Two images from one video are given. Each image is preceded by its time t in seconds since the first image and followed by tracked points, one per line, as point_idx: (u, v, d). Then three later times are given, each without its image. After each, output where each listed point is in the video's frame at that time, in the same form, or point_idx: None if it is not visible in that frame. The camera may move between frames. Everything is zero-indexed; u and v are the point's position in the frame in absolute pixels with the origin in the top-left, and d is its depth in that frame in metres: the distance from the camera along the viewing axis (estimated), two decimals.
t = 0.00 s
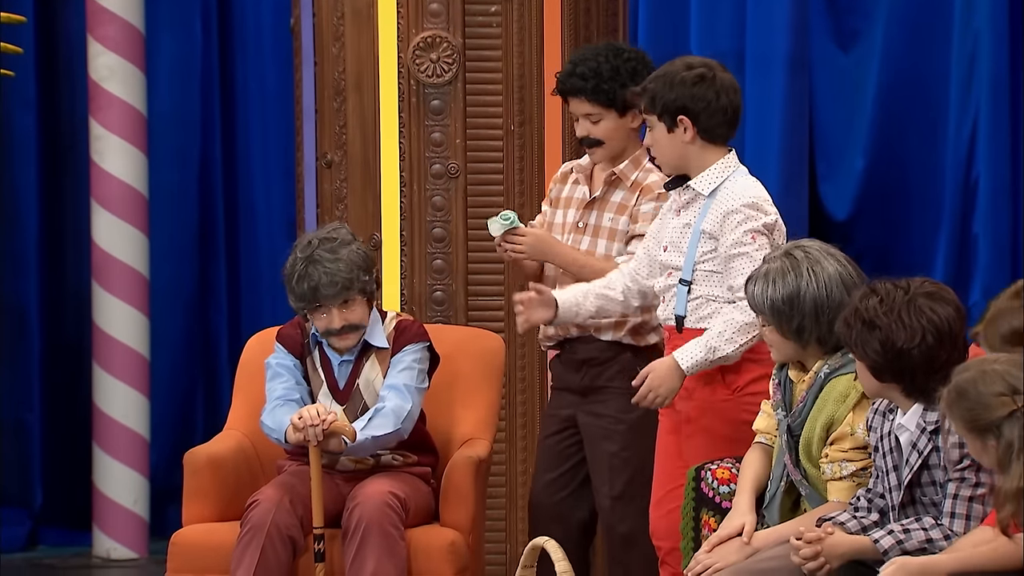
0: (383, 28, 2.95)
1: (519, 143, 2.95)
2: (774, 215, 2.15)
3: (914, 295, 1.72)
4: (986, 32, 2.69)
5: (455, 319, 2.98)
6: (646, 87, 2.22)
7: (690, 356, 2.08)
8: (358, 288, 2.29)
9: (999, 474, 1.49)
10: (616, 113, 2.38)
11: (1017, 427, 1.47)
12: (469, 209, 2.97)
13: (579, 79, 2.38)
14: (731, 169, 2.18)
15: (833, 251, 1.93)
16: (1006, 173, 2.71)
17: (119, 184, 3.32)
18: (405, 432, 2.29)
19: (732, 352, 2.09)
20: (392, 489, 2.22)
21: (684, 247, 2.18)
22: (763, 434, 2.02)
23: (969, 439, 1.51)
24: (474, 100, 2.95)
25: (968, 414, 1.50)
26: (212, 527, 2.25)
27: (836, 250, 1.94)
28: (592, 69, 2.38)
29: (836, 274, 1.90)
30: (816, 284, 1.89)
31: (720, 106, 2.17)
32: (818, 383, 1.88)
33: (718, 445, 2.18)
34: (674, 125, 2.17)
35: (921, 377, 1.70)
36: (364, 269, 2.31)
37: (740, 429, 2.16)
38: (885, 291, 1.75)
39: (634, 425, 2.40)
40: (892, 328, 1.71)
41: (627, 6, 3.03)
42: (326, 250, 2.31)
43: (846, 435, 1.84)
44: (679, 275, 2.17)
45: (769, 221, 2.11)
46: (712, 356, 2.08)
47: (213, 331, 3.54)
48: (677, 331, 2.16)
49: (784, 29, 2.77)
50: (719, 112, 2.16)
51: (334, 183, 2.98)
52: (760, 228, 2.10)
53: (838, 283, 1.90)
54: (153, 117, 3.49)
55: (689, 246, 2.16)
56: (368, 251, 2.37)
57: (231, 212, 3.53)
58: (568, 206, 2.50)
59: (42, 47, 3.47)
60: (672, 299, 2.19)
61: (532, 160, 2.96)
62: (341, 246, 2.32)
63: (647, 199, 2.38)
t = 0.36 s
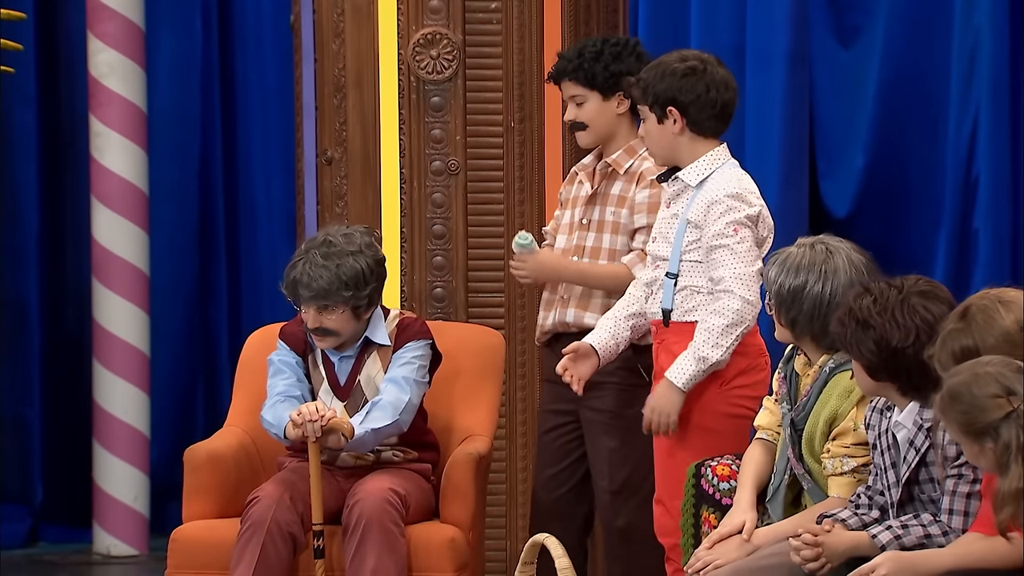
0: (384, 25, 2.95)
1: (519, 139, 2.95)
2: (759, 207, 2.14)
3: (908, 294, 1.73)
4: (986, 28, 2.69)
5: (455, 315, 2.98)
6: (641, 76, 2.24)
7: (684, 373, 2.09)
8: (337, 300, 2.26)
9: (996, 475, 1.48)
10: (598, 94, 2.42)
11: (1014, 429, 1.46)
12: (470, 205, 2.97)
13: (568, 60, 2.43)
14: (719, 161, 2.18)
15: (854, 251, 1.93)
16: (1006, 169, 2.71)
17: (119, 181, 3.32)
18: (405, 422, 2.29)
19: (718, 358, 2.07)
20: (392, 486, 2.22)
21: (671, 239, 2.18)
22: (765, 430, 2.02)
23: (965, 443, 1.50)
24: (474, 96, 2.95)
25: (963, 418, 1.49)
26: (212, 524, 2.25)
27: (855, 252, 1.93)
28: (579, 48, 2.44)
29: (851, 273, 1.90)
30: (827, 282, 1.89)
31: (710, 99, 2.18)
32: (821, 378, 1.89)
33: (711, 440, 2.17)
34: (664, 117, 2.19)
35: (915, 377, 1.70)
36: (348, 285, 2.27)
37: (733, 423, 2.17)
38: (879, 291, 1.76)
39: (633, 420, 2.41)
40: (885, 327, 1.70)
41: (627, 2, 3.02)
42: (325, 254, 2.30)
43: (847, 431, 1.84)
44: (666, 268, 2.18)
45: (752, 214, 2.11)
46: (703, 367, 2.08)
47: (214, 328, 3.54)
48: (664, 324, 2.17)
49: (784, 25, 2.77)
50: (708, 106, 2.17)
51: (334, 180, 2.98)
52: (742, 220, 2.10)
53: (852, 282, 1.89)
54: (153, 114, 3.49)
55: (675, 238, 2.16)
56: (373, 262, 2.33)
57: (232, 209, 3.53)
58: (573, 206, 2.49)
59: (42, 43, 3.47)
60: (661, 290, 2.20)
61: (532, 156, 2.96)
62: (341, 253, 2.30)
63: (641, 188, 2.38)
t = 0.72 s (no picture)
0: (386, 24, 2.96)
1: (520, 139, 2.95)
2: (752, 207, 2.13)
3: (907, 294, 1.73)
4: (987, 26, 2.69)
5: (457, 315, 2.98)
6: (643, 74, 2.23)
7: (694, 394, 2.07)
8: (315, 317, 2.25)
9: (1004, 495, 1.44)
10: (591, 102, 2.41)
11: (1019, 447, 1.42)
12: (471, 205, 2.97)
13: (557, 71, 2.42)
14: (715, 162, 2.18)
15: (851, 256, 1.93)
16: (1007, 169, 2.72)
17: (121, 180, 3.32)
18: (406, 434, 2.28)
19: (722, 368, 2.07)
20: (393, 486, 2.22)
21: (662, 236, 2.19)
22: (766, 430, 2.02)
23: (967, 467, 1.46)
24: (476, 96, 2.95)
25: (964, 442, 1.44)
26: (214, 524, 2.25)
27: (853, 257, 1.93)
28: (568, 56, 2.43)
29: (848, 277, 1.90)
30: (821, 285, 1.89)
31: (711, 97, 2.18)
32: (820, 379, 1.89)
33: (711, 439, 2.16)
34: (666, 113, 2.19)
35: (915, 376, 1.70)
36: (331, 306, 2.24)
37: (733, 421, 2.17)
38: (878, 291, 1.75)
39: (642, 421, 2.38)
40: (885, 327, 1.70)
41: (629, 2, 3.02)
42: (319, 270, 2.28)
43: (847, 431, 1.84)
44: (655, 269, 2.18)
45: (740, 215, 2.11)
46: (711, 381, 2.07)
47: (216, 328, 3.54)
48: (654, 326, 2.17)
49: (786, 25, 2.77)
50: (710, 103, 2.17)
51: (336, 180, 2.99)
52: (730, 221, 2.10)
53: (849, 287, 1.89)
54: (155, 113, 3.49)
55: (666, 235, 2.17)
56: (366, 287, 2.28)
57: (234, 208, 3.53)
58: (572, 208, 2.49)
59: (44, 42, 3.47)
60: (649, 293, 2.19)
61: (534, 156, 2.96)
62: (334, 274, 2.27)
63: (650, 193, 2.37)
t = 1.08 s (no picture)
0: (392, 25, 2.96)
1: (527, 140, 2.95)
2: (761, 216, 2.13)
3: (914, 294, 1.72)
4: (995, 27, 2.67)
5: (463, 316, 2.98)
6: (676, 66, 2.23)
7: (669, 394, 2.12)
8: (340, 355, 2.20)
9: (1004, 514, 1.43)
10: (594, 98, 2.41)
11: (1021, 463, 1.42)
12: (478, 206, 2.97)
13: (561, 68, 2.42)
14: (734, 165, 2.18)
15: (843, 258, 1.92)
16: (1016, 170, 2.70)
17: (128, 181, 3.32)
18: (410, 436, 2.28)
19: (697, 373, 2.09)
20: (399, 487, 2.22)
21: (674, 236, 2.19)
22: (771, 431, 2.02)
23: (971, 480, 1.45)
24: (482, 97, 2.95)
25: (968, 458, 1.44)
26: (220, 524, 2.25)
27: (845, 259, 1.92)
28: (569, 54, 2.44)
29: (841, 279, 1.89)
30: (814, 288, 1.89)
31: (745, 100, 2.18)
32: (820, 380, 1.88)
33: (722, 441, 2.17)
34: (696, 109, 2.19)
35: (922, 376, 1.70)
36: (369, 337, 2.22)
37: (750, 425, 2.18)
38: (884, 291, 1.75)
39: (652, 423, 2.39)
40: (892, 327, 1.70)
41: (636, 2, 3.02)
42: (339, 305, 2.20)
43: (847, 434, 1.83)
44: (664, 272, 2.19)
45: (749, 223, 2.10)
46: (686, 384, 2.10)
47: (222, 328, 3.55)
48: (663, 331, 2.20)
49: (794, 24, 2.78)
50: (742, 106, 2.18)
51: (343, 180, 3.00)
52: (736, 227, 2.09)
53: (843, 289, 1.89)
54: (162, 114, 3.48)
55: (678, 234, 2.17)
56: (383, 306, 2.26)
57: (240, 209, 3.53)
58: (580, 209, 2.49)
59: (51, 44, 3.47)
60: (657, 296, 2.21)
61: (541, 156, 2.96)
62: (356, 309, 2.20)
63: (662, 193, 2.37)
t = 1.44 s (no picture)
0: (393, 25, 2.96)
1: (528, 139, 2.95)
2: (760, 220, 2.10)
3: (921, 292, 1.73)
4: (995, 27, 2.71)
5: (464, 316, 2.98)
6: (671, 75, 2.24)
7: (696, 416, 2.11)
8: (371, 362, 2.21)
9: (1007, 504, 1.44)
10: (594, 91, 2.41)
11: None
12: (479, 205, 2.97)
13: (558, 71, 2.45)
14: (735, 169, 2.18)
15: (843, 259, 1.92)
16: (1017, 169, 2.73)
17: (129, 181, 3.32)
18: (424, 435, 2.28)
19: (717, 388, 2.09)
20: (401, 486, 2.22)
21: (684, 243, 2.22)
22: (773, 430, 2.02)
23: (976, 474, 1.46)
24: (484, 96, 2.95)
25: (975, 453, 1.44)
26: (222, 524, 2.25)
27: (845, 260, 1.92)
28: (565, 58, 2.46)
29: (841, 281, 1.89)
30: (815, 290, 1.88)
31: (745, 100, 2.18)
32: (822, 382, 1.88)
33: (727, 446, 2.19)
34: (697, 116, 2.20)
35: (927, 375, 1.70)
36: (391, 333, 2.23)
37: (749, 431, 2.18)
38: (890, 289, 1.75)
39: (653, 422, 2.40)
40: (898, 324, 1.70)
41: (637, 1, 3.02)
42: (353, 319, 2.18)
43: (850, 434, 1.83)
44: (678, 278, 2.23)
45: (741, 229, 2.08)
46: (709, 401, 2.09)
47: (224, 328, 3.55)
48: (677, 332, 2.22)
49: (795, 24, 2.80)
50: (742, 107, 2.18)
51: (344, 180, 3.00)
52: (729, 235, 2.09)
53: (843, 291, 1.88)
54: (163, 114, 3.48)
55: (686, 244, 2.20)
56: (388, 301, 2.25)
57: (241, 208, 3.53)
58: (586, 208, 2.49)
59: (52, 43, 3.47)
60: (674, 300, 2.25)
61: (542, 156, 2.96)
62: (370, 317, 2.19)
63: (664, 191, 2.38)
